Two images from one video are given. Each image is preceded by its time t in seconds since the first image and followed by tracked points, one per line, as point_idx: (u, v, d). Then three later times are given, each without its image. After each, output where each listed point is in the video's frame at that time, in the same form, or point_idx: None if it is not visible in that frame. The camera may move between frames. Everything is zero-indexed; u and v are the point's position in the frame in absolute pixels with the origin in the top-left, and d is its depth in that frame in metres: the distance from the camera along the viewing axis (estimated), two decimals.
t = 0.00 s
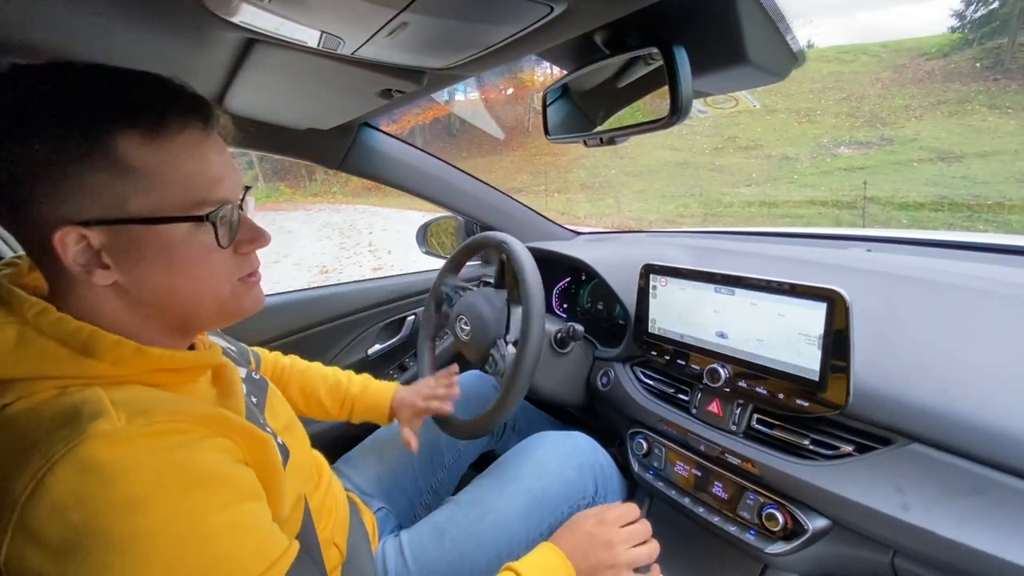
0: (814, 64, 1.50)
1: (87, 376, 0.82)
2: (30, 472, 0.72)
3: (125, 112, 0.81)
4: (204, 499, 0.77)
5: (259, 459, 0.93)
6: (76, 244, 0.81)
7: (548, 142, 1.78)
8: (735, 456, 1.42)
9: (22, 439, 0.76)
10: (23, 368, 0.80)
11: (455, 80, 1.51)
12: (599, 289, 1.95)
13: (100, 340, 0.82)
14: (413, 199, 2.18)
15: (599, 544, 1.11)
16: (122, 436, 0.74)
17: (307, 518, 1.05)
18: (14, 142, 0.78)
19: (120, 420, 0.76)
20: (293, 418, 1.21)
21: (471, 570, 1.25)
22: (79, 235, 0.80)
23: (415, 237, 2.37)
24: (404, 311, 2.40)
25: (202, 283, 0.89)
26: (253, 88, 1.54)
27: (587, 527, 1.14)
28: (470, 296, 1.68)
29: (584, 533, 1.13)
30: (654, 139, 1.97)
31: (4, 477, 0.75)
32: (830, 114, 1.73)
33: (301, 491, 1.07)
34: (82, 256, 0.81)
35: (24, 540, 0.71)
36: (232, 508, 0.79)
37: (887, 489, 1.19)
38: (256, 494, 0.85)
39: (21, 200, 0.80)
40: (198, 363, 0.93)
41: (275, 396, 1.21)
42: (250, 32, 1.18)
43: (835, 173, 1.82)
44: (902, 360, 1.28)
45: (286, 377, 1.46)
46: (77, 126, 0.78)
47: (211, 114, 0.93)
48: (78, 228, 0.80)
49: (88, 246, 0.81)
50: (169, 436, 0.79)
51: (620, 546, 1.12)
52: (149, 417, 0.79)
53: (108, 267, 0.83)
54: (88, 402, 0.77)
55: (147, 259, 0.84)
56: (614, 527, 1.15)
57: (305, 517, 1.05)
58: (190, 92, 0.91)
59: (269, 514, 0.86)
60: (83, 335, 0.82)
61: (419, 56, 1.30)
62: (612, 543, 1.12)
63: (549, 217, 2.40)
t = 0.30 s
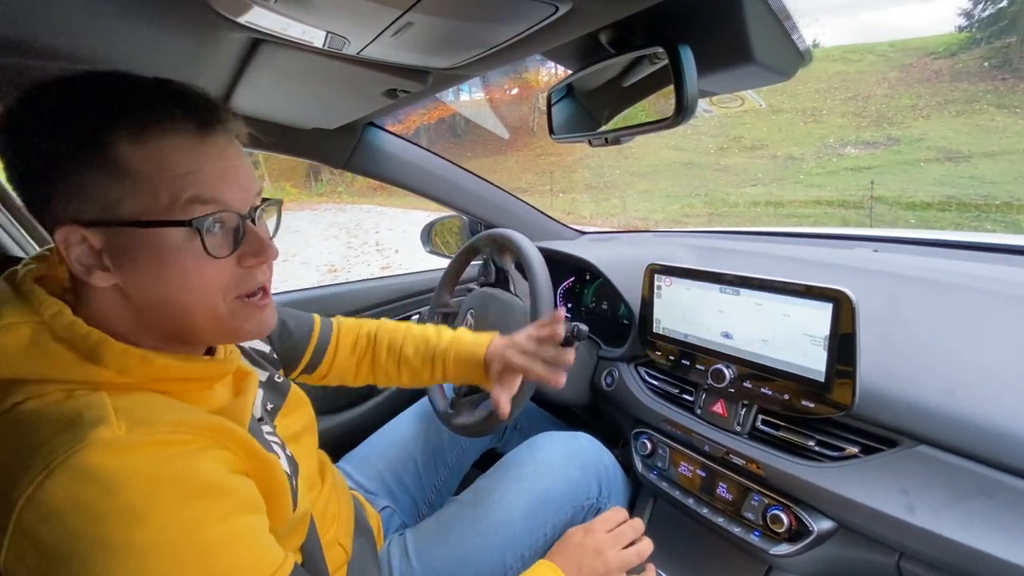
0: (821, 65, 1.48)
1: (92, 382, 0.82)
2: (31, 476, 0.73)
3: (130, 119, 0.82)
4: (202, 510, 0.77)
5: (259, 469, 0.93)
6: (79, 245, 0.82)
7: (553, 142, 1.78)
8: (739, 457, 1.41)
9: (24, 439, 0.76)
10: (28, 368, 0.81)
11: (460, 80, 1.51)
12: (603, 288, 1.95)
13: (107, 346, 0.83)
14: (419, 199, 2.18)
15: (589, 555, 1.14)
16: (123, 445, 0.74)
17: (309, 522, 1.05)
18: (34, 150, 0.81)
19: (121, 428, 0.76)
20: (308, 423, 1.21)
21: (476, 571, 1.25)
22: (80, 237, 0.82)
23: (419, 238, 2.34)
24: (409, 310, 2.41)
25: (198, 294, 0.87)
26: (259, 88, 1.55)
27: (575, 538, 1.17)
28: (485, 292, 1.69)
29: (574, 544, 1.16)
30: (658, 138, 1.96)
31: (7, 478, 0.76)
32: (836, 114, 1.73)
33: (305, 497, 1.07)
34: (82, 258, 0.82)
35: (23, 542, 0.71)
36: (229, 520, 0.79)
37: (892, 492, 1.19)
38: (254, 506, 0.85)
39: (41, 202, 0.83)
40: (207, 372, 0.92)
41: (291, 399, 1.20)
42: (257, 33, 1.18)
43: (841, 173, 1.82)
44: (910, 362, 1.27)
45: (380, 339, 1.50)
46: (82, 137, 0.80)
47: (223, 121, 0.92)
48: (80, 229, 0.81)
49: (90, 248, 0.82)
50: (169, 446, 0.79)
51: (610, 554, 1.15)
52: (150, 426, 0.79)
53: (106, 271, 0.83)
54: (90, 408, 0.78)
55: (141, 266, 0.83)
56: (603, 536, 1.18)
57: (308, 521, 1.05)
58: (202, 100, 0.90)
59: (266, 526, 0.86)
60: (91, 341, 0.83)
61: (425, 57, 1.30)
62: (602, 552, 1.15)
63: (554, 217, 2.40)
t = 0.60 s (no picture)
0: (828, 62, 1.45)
1: (111, 382, 0.83)
2: (50, 474, 0.74)
3: (157, 127, 0.82)
4: (213, 513, 0.78)
5: (271, 471, 0.93)
6: (98, 246, 0.84)
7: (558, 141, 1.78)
8: (745, 456, 1.41)
9: (45, 436, 0.78)
10: (52, 366, 0.82)
11: (467, 79, 1.52)
12: (608, 288, 1.95)
13: (128, 348, 0.83)
14: (427, 199, 2.20)
15: (594, 556, 1.14)
16: (139, 446, 0.75)
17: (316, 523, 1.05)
18: (62, 151, 0.84)
19: (139, 429, 0.77)
20: (317, 424, 1.22)
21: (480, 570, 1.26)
22: (97, 238, 0.83)
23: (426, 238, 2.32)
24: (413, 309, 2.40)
25: (204, 306, 0.87)
26: (267, 88, 1.56)
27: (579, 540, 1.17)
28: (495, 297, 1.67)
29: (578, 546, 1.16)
30: (664, 138, 1.96)
31: (25, 473, 0.77)
32: (845, 113, 1.68)
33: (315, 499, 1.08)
34: (98, 258, 0.84)
35: (38, 537, 0.72)
36: (239, 523, 0.80)
37: (899, 492, 1.18)
38: (265, 507, 0.86)
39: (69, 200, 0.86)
40: (224, 373, 0.93)
41: (301, 400, 1.22)
42: (265, 33, 1.19)
43: (849, 173, 1.79)
44: (918, 363, 1.26)
45: (368, 282, 1.70)
46: (109, 143, 0.81)
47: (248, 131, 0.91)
48: (98, 231, 0.83)
49: (108, 249, 0.84)
50: (185, 447, 0.80)
51: (615, 553, 1.15)
52: (167, 427, 0.80)
53: (119, 273, 0.85)
54: (109, 408, 0.79)
55: (153, 272, 0.84)
56: (607, 536, 1.18)
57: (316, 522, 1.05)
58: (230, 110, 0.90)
59: (276, 529, 0.87)
60: (112, 342, 0.83)
61: (431, 56, 1.30)
62: (606, 551, 1.15)
63: (560, 216, 2.40)
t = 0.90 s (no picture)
0: (841, 60, 1.46)
1: (137, 369, 0.84)
2: (79, 456, 0.75)
3: (206, 108, 0.87)
4: (232, 500, 0.78)
5: (287, 462, 0.94)
6: (145, 233, 0.84)
7: (564, 140, 1.79)
8: (750, 457, 1.40)
9: (75, 422, 0.79)
10: (81, 353, 0.83)
11: (472, 78, 1.52)
12: (613, 288, 1.94)
13: (153, 336, 0.84)
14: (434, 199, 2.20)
15: (599, 556, 1.14)
16: (165, 430, 0.77)
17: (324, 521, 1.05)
18: (98, 142, 0.81)
19: (165, 414, 0.79)
20: (322, 423, 1.23)
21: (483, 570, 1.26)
22: (147, 225, 0.84)
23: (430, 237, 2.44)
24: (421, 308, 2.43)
25: (258, 272, 0.93)
26: (275, 88, 1.57)
27: (584, 539, 1.18)
28: (495, 296, 1.69)
29: (583, 546, 1.16)
30: (670, 137, 1.95)
31: (53, 458, 0.79)
32: (859, 111, 1.67)
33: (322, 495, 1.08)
34: (146, 247, 0.84)
35: (67, 517, 0.74)
36: (257, 511, 0.80)
37: (907, 495, 1.17)
38: (282, 498, 0.86)
39: (92, 197, 0.83)
40: (244, 363, 0.94)
41: (305, 399, 1.22)
42: (271, 32, 1.20)
43: (863, 172, 1.78)
44: (926, 363, 1.25)
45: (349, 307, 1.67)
46: (161, 125, 0.83)
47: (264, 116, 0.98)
48: (148, 218, 0.83)
49: (155, 236, 0.84)
50: (208, 433, 0.81)
51: (620, 554, 1.15)
52: (192, 413, 0.81)
53: (172, 258, 0.86)
54: (136, 394, 0.80)
55: (208, 250, 0.88)
56: (612, 536, 1.18)
57: (323, 519, 1.05)
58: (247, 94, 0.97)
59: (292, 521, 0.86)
60: (138, 330, 0.84)
61: (437, 56, 1.31)
62: (611, 551, 1.15)
63: (566, 216, 2.39)
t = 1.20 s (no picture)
0: (865, 55, 1.57)
1: (152, 363, 0.84)
2: (96, 449, 0.75)
3: (238, 102, 0.94)
4: (248, 493, 0.79)
5: (296, 459, 0.94)
6: (224, 221, 0.89)
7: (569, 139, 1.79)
8: (755, 458, 1.39)
9: (89, 416, 0.79)
10: (96, 349, 0.83)
11: (477, 77, 1.51)
12: (616, 287, 1.94)
13: (170, 331, 0.85)
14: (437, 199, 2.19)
15: (602, 556, 1.13)
16: (183, 423, 0.78)
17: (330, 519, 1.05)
18: (167, 143, 0.83)
19: (183, 407, 0.79)
20: (326, 422, 1.23)
21: (487, 570, 1.25)
22: (226, 214, 0.89)
23: (435, 235, 2.37)
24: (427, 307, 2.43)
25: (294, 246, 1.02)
26: (280, 88, 1.57)
27: (587, 539, 1.18)
28: (494, 288, 1.68)
29: (586, 546, 1.16)
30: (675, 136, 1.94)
31: (67, 453, 0.78)
32: (882, 107, 1.72)
33: (328, 492, 1.09)
34: (226, 234, 0.89)
35: (84, 511, 0.73)
36: (272, 504, 0.81)
37: (913, 496, 1.16)
38: (293, 495, 0.86)
39: (174, 200, 0.85)
40: (254, 359, 0.94)
41: (308, 399, 1.22)
42: (276, 32, 1.20)
43: (885, 170, 1.77)
44: (934, 363, 1.24)
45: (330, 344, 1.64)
46: (217, 120, 0.89)
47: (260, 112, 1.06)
48: (225, 207, 0.89)
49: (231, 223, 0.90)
50: (225, 427, 0.82)
51: (623, 554, 1.15)
52: (208, 407, 0.82)
53: (243, 244, 0.92)
54: (153, 387, 0.80)
55: (263, 234, 0.95)
56: (615, 536, 1.18)
57: (329, 518, 1.05)
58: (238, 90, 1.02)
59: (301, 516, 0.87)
60: (154, 326, 0.84)
61: (441, 55, 1.31)
62: (615, 552, 1.14)
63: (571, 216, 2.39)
